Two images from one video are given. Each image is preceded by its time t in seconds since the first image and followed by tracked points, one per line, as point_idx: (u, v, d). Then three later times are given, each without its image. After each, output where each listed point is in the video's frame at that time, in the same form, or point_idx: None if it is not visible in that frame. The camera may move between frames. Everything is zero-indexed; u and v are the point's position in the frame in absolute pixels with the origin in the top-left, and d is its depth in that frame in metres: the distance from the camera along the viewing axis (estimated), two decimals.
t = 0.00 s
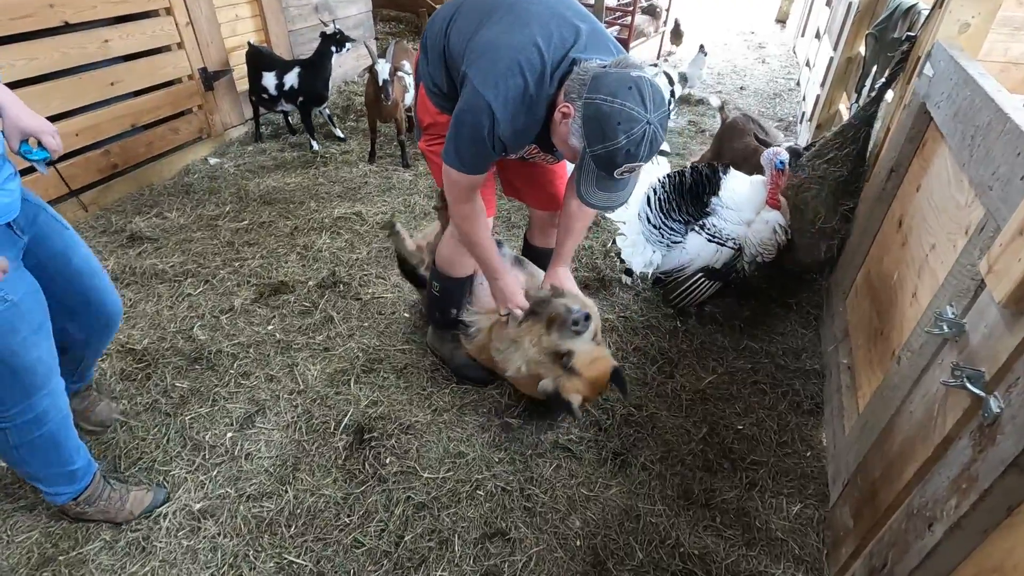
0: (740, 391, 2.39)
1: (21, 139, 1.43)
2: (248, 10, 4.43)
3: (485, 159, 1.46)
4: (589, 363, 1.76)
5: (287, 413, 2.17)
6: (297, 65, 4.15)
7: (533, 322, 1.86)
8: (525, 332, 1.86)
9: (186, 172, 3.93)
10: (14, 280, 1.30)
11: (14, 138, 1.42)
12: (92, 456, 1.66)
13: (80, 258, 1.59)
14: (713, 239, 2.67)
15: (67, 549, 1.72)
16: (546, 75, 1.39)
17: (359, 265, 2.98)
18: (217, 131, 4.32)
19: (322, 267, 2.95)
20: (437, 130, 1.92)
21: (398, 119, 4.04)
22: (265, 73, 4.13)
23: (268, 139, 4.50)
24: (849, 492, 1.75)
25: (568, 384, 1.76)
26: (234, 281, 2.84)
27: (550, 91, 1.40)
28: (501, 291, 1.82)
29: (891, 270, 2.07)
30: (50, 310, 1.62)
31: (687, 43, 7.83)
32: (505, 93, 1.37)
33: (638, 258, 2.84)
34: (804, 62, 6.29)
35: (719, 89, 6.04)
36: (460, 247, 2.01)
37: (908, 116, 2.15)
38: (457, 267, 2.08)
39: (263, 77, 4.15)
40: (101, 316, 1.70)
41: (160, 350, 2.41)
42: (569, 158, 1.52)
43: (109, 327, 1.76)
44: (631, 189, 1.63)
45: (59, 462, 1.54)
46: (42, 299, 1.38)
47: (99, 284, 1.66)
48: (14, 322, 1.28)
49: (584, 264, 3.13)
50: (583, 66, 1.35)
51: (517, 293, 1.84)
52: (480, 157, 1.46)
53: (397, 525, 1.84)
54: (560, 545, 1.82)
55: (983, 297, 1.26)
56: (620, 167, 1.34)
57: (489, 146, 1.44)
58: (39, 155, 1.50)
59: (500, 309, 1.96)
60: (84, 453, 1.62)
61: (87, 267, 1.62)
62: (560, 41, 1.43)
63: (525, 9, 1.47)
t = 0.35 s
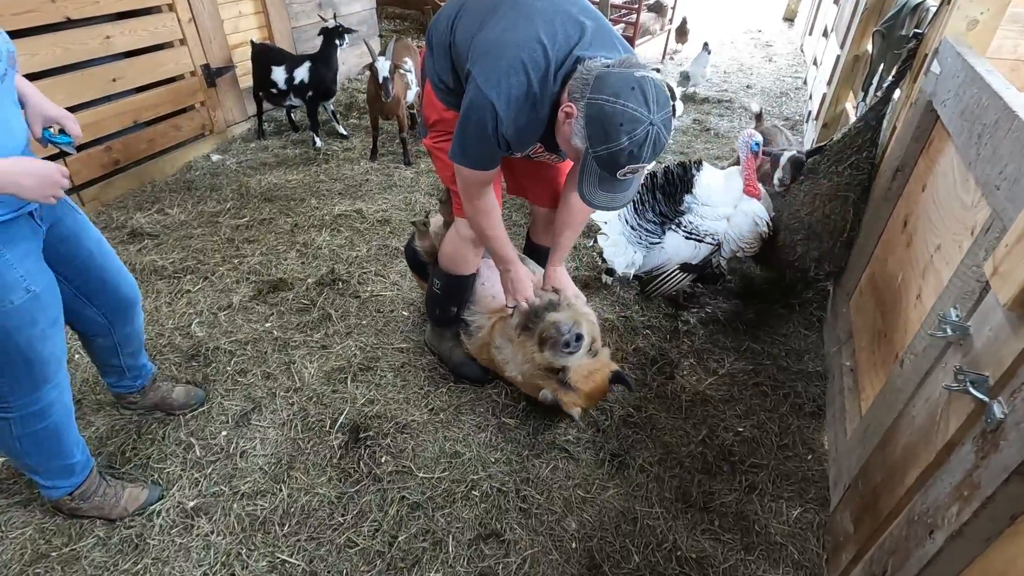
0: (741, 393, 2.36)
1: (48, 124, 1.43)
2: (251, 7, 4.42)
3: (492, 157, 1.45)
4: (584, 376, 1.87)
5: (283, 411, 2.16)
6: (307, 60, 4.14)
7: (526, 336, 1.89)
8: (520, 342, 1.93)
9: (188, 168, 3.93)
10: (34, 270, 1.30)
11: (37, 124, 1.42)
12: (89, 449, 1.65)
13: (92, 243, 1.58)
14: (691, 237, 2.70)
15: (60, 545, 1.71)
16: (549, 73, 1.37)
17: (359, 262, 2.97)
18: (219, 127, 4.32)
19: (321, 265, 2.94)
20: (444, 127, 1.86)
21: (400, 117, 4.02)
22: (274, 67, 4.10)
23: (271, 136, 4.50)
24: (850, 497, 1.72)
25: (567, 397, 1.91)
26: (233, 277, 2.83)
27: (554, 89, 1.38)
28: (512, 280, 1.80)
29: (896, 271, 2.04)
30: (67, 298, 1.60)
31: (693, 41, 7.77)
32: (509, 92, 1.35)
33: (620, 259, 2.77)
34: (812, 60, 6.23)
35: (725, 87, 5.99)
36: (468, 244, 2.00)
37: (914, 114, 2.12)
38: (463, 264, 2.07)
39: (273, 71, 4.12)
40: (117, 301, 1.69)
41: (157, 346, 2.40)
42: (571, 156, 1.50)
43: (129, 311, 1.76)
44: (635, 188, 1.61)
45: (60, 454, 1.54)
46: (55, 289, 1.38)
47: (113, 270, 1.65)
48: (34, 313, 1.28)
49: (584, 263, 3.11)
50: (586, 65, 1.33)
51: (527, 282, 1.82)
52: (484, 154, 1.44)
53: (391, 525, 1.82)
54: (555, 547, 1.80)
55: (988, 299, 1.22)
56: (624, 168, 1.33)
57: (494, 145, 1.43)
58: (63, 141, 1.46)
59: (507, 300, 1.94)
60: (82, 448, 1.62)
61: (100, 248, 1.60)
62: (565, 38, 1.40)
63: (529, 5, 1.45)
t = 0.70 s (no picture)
0: (741, 396, 2.34)
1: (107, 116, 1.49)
2: (257, 8, 4.45)
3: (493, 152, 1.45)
4: (539, 406, 1.79)
5: (281, 409, 2.17)
6: (319, 60, 4.18)
7: (491, 353, 1.89)
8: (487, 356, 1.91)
9: (193, 168, 3.95)
10: (64, 246, 1.33)
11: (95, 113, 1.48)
12: (99, 434, 1.67)
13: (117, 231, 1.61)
14: (688, 232, 2.69)
15: (57, 541, 1.71)
16: (550, 68, 1.36)
17: (359, 262, 2.98)
18: (224, 127, 4.34)
19: (322, 264, 2.95)
20: (446, 126, 1.86)
21: (402, 117, 4.04)
22: (285, 66, 4.12)
23: (275, 137, 4.52)
24: (848, 501, 1.71)
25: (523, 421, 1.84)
26: (234, 276, 2.84)
27: (555, 85, 1.37)
28: (500, 283, 1.80)
29: (898, 274, 2.02)
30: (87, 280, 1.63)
31: (698, 44, 7.76)
32: (509, 86, 1.35)
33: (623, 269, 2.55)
34: (817, 63, 6.20)
35: (730, 90, 5.97)
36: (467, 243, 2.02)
37: (915, 116, 2.10)
38: (461, 263, 2.08)
39: (284, 70, 4.14)
40: (132, 288, 1.71)
41: (158, 344, 2.41)
42: (572, 153, 1.49)
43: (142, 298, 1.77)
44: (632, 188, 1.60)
45: (71, 435, 1.55)
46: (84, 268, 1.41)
47: (133, 257, 1.68)
48: (60, 289, 1.32)
49: (585, 264, 3.11)
50: (587, 59, 1.32)
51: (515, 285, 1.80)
52: (483, 149, 1.44)
53: (386, 525, 1.82)
54: (551, 548, 1.79)
55: (987, 301, 1.21)
56: (623, 162, 1.31)
57: (494, 141, 1.42)
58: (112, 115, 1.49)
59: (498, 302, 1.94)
60: (93, 433, 1.63)
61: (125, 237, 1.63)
62: (567, 34, 1.40)
63: (532, 2, 1.45)
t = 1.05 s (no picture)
0: (743, 402, 2.34)
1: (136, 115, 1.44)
2: (266, 14, 4.50)
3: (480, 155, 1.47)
4: (558, 407, 1.85)
5: (284, 411, 2.18)
6: (318, 67, 4.21)
7: (508, 356, 1.93)
8: (503, 360, 1.96)
9: (201, 171, 3.99)
10: (82, 227, 1.35)
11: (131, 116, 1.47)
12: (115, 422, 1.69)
13: (135, 223, 1.64)
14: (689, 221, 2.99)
15: (61, 539, 1.73)
16: (530, 71, 1.37)
17: (364, 266, 3.00)
18: (232, 132, 4.39)
19: (327, 267, 2.97)
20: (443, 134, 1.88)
21: (408, 122, 4.08)
22: (286, 76, 4.17)
23: (282, 141, 4.56)
24: (850, 508, 1.70)
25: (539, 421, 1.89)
26: (240, 279, 2.87)
27: (535, 88, 1.38)
28: (507, 287, 1.80)
29: (901, 281, 2.01)
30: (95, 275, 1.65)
31: (704, 51, 7.77)
32: (488, 90, 1.36)
33: (660, 275, 2.69)
34: (824, 70, 6.20)
35: (736, 97, 5.98)
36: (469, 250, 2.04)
37: (920, 123, 2.10)
38: (464, 269, 2.10)
39: (284, 79, 4.19)
40: (137, 281, 1.73)
41: (163, 345, 2.43)
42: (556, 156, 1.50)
43: (145, 294, 1.78)
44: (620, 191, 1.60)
45: (85, 420, 1.57)
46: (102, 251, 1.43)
47: (145, 250, 1.71)
48: (76, 270, 1.34)
49: (588, 269, 3.11)
50: (563, 61, 1.34)
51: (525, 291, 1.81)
52: (467, 153, 1.46)
53: (386, 527, 1.82)
54: (550, 552, 1.79)
55: (988, 307, 1.21)
56: (601, 161, 1.31)
57: (478, 145, 1.44)
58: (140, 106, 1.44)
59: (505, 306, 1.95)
60: (108, 421, 1.66)
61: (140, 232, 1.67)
62: (548, 37, 1.41)
63: (515, 8, 1.47)
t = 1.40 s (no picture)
0: (746, 411, 2.34)
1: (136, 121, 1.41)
2: (276, 24, 4.57)
3: (467, 164, 1.51)
4: (560, 412, 1.85)
5: (290, 416, 2.20)
6: (321, 77, 4.25)
7: (510, 363, 1.95)
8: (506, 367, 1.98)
9: (210, 178, 4.04)
10: (91, 223, 1.37)
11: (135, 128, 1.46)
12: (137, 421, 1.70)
13: (148, 231, 1.66)
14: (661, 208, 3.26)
15: (68, 542, 1.75)
16: (506, 80, 1.39)
17: (369, 272, 3.02)
18: (242, 139, 4.45)
19: (334, 274, 3.00)
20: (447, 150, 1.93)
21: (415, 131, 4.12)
22: (290, 88, 4.22)
23: (291, 149, 4.62)
24: (852, 520, 1.70)
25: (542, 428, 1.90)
26: (247, 285, 2.90)
27: (509, 96, 1.39)
28: (509, 293, 1.85)
29: (905, 292, 2.01)
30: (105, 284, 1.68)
31: (710, 60, 7.81)
32: (463, 99, 1.40)
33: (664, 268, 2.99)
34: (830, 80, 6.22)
35: (741, 106, 6.00)
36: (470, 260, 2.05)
37: (923, 135, 2.11)
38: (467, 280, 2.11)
39: (288, 92, 4.24)
40: (144, 288, 1.74)
41: (171, 349, 2.46)
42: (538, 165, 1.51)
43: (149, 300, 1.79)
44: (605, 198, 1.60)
45: (108, 419, 1.60)
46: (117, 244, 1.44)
47: (155, 255, 1.72)
48: (91, 262, 1.35)
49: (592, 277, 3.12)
50: (535, 68, 1.35)
51: (526, 298, 1.85)
52: (448, 162, 1.49)
53: (389, 533, 1.83)
54: (552, 560, 1.79)
55: (989, 319, 1.21)
56: (569, 166, 1.31)
57: (458, 154, 1.48)
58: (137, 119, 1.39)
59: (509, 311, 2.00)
60: (129, 420, 1.68)
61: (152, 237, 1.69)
62: (525, 45, 1.42)
63: (499, 21, 1.51)
